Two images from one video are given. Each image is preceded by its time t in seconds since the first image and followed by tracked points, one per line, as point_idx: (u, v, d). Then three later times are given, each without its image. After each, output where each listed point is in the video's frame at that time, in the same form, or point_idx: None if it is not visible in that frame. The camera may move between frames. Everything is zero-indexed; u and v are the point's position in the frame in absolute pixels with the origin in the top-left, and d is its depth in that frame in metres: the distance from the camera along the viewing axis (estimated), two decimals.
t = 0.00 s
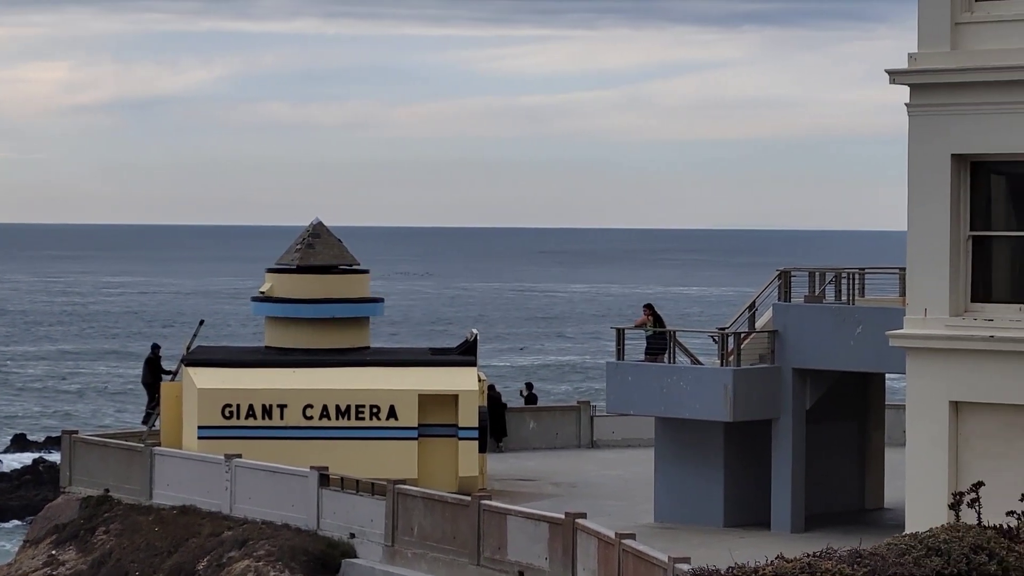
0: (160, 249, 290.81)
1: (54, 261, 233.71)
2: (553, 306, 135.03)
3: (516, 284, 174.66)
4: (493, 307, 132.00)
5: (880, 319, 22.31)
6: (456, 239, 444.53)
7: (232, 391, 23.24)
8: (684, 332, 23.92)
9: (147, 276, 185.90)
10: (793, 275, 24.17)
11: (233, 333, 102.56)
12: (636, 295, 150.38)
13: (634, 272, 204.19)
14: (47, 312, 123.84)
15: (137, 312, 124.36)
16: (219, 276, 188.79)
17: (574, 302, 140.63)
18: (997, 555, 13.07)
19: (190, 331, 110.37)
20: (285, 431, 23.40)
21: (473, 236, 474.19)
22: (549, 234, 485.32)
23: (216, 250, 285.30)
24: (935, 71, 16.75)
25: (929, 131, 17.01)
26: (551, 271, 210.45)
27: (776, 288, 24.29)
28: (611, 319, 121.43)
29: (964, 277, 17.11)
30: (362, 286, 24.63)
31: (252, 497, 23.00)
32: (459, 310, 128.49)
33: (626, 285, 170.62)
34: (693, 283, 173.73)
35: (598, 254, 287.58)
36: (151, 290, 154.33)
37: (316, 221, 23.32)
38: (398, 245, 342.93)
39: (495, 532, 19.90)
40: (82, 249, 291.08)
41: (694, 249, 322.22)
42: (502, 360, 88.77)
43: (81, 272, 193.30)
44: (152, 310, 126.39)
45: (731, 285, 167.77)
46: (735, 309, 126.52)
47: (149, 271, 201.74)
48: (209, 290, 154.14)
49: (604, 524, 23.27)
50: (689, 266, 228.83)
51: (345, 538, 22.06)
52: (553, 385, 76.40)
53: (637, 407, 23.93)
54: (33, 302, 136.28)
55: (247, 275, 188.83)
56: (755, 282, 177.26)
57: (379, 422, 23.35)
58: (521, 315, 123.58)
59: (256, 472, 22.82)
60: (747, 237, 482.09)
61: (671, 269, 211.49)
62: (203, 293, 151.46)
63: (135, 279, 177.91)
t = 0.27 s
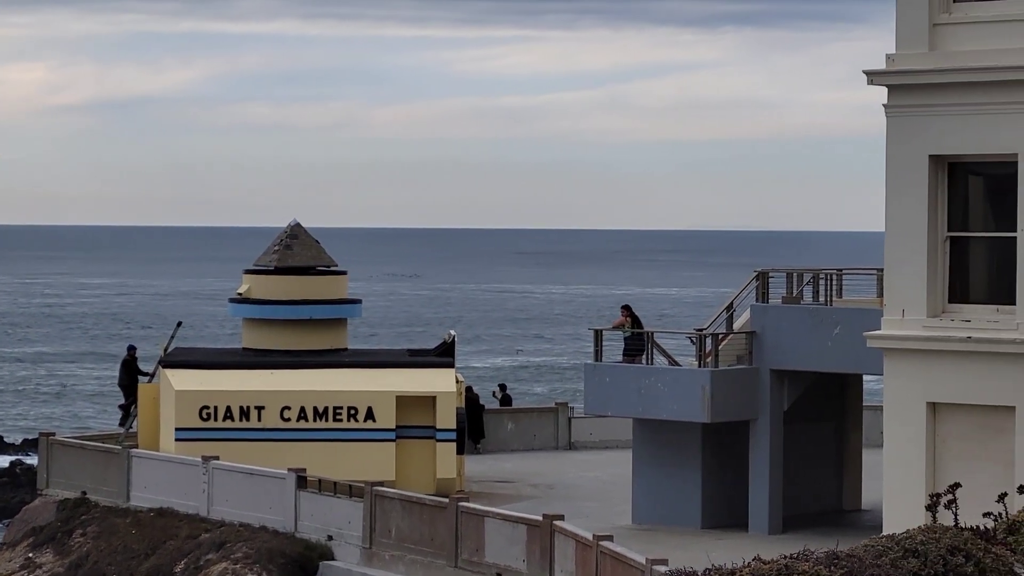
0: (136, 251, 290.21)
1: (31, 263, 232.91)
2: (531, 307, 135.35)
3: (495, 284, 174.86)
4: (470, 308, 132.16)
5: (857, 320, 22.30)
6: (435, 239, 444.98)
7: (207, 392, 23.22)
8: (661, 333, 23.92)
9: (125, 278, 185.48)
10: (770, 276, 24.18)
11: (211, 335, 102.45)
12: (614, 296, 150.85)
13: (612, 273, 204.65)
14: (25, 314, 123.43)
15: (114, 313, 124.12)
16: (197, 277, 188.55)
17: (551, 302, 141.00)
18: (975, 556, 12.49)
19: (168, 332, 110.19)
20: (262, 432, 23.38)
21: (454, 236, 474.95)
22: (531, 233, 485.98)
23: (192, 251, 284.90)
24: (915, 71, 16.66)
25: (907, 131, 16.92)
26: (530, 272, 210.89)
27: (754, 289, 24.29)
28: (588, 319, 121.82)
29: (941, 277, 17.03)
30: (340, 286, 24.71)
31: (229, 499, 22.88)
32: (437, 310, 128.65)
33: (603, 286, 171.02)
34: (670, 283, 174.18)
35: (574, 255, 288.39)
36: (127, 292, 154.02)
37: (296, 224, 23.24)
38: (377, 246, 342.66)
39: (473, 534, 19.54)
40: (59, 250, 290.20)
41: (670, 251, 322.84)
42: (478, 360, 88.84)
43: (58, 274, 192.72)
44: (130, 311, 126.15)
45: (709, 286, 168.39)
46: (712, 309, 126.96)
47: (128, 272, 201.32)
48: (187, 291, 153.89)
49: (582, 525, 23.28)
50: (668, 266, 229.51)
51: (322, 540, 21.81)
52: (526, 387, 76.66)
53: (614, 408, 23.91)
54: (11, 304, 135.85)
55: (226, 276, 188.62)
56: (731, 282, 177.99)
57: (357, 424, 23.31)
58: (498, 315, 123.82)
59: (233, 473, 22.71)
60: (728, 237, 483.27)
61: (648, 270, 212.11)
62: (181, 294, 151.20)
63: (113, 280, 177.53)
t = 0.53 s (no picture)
0: (121, 254, 289.32)
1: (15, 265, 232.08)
2: (517, 310, 135.31)
3: (479, 288, 174.70)
4: (456, 311, 132.08)
5: (842, 323, 22.34)
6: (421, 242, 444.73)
7: (192, 395, 23.18)
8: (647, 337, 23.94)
9: (107, 280, 184.80)
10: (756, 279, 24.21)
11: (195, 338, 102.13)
12: (599, 299, 150.84)
13: (597, 276, 204.61)
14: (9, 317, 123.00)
15: (97, 317, 123.68)
16: (183, 280, 188.10)
17: (537, 305, 140.91)
18: (960, 559, 12.52)
19: (151, 335, 109.85)
20: (248, 436, 23.34)
21: (439, 239, 474.70)
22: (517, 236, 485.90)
23: (177, 254, 284.23)
24: (900, 75, 16.70)
25: (892, 134, 16.96)
26: (516, 275, 210.80)
27: (739, 292, 24.33)
28: (574, 323, 121.82)
29: (927, 280, 17.07)
30: (325, 289, 24.71)
31: (214, 502, 22.83)
32: (422, 314, 128.50)
33: (589, 289, 171.12)
34: (654, 287, 174.22)
35: (560, 258, 288.34)
36: (110, 295, 153.45)
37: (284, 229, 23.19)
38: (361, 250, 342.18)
39: (458, 537, 19.53)
40: (43, 253, 289.13)
41: (656, 254, 322.81)
42: (462, 364, 88.72)
43: (41, 278, 191.96)
44: (113, 314, 125.72)
45: (694, 289, 168.46)
46: (697, 313, 126.98)
47: (113, 275, 200.73)
48: (172, 295, 153.47)
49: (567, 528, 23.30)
50: (654, 270, 229.40)
51: (307, 543, 21.76)
52: (512, 390, 76.62)
53: (600, 411, 23.93)
54: None
55: (211, 279, 188.23)
56: (717, 286, 178.08)
57: (343, 427, 23.29)
58: (483, 318, 123.73)
59: (218, 477, 22.67)
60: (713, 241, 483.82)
61: (634, 273, 212.17)
62: (166, 297, 150.81)
63: (97, 283, 177.04)
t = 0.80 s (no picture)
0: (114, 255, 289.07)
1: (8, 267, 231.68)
2: (510, 311, 135.40)
3: (473, 289, 174.48)
4: (451, 312, 132.12)
5: (836, 325, 22.32)
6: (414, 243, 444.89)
7: (186, 396, 23.16)
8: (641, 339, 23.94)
9: (102, 281, 184.68)
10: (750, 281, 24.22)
11: (189, 339, 101.98)
12: (593, 301, 150.98)
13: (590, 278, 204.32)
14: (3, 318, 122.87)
15: (90, 318, 123.41)
16: (177, 281, 187.98)
17: (531, 307, 141.04)
18: (955, 561, 12.54)
19: (145, 336, 109.66)
20: (241, 437, 23.32)
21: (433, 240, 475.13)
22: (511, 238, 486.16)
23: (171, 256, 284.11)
24: (894, 77, 16.71)
25: (887, 137, 16.97)
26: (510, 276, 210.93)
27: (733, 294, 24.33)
28: (568, 324, 121.95)
29: (921, 282, 17.08)
30: (319, 290, 24.70)
31: (208, 503, 22.80)
32: (416, 315, 128.51)
33: (582, 290, 171.30)
34: (647, 288, 174.23)
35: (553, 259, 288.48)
36: (104, 296, 153.13)
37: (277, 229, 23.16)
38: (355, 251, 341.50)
39: (451, 538, 19.52)
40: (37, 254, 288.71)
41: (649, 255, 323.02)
42: (455, 365, 88.60)
43: (35, 278, 191.59)
44: (107, 315, 125.53)
45: (688, 291, 168.69)
46: (691, 314, 127.11)
47: (107, 276, 200.53)
48: (166, 296, 153.31)
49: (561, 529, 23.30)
50: (647, 271, 229.50)
51: (301, 544, 21.73)
52: (506, 391, 76.70)
53: (593, 413, 23.92)
54: None
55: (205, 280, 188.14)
56: (710, 287, 178.32)
57: (336, 428, 23.28)
58: (477, 319, 123.81)
59: (212, 478, 22.64)
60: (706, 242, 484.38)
61: (628, 275, 212.37)
62: (160, 298, 150.72)
63: (91, 284, 176.86)
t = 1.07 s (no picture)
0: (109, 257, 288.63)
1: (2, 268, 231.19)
2: (505, 313, 135.40)
3: (467, 291, 174.27)
4: (445, 314, 132.08)
5: (831, 327, 22.34)
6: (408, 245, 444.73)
7: (180, 397, 23.14)
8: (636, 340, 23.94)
9: (96, 283, 184.34)
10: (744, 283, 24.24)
11: (183, 341, 101.77)
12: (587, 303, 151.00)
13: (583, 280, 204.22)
14: None
15: (83, 320, 123.11)
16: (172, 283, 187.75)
17: (526, 309, 141.04)
18: (951, 564, 12.56)
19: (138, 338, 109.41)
20: (235, 438, 23.31)
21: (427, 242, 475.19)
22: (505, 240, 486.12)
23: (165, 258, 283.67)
24: (888, 80, 16.73)
25: (882, 139, 16.99)
26: (505, 278, 210.87)
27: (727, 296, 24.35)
28: (563, 326, 121.97)
29: (916, 285, 17.10)
30: (314, 291, 24.68)
31: (202, 505, 22.78)
32: (410, 317, 128.44)
33: (577, 292, 171.27)
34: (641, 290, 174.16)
35: (548, 262, 288.47)
36: (97, 298, 152.81)
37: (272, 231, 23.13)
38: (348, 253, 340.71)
39: (445, 540, 19.52)
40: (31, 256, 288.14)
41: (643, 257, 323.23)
42: (449, 368, 88.49)
43: (29, 280, 191.32)
44: (101, 317, 125.31)
45: (682, 293, 168.72)
46: (686, 317, 127.12)
47: (101, 278, 200.23)
48: (160, 298, 153.10)
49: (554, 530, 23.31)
50: (641, 274, 229.49)
51: (295, 546, 21.72)
52: (502, 394, 76.70)
53: (587, 415, 23.91)
54: None
55: (200, 282, 187.89)
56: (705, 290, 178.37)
57: (330, 430, 23.27)
58: (472, 322, 123.79)
59: (206, 479, 22.62)
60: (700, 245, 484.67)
61: (622, 277, 212.34)
62: (155, 300, 150.60)
63: (85, 286, 176.60)
